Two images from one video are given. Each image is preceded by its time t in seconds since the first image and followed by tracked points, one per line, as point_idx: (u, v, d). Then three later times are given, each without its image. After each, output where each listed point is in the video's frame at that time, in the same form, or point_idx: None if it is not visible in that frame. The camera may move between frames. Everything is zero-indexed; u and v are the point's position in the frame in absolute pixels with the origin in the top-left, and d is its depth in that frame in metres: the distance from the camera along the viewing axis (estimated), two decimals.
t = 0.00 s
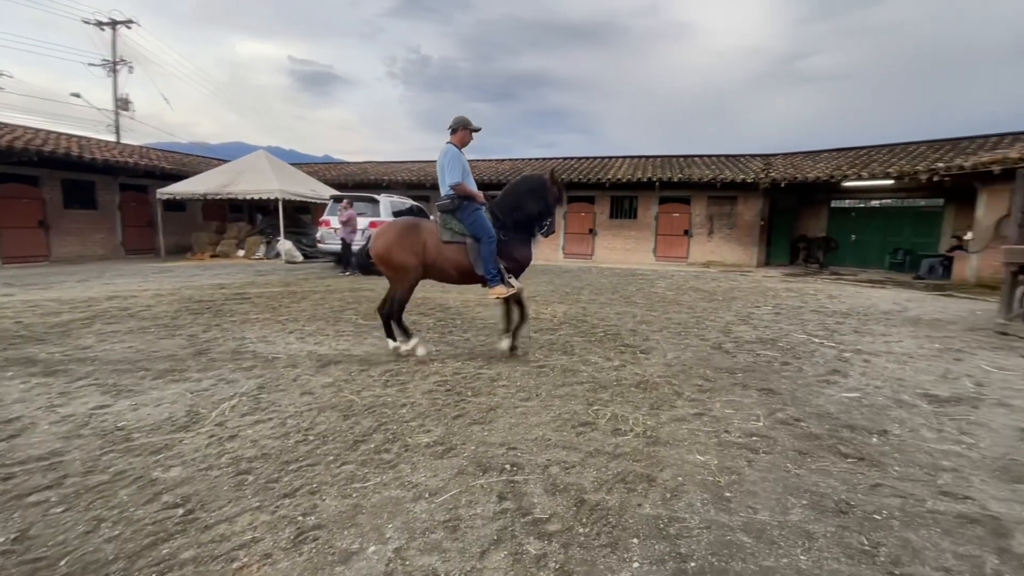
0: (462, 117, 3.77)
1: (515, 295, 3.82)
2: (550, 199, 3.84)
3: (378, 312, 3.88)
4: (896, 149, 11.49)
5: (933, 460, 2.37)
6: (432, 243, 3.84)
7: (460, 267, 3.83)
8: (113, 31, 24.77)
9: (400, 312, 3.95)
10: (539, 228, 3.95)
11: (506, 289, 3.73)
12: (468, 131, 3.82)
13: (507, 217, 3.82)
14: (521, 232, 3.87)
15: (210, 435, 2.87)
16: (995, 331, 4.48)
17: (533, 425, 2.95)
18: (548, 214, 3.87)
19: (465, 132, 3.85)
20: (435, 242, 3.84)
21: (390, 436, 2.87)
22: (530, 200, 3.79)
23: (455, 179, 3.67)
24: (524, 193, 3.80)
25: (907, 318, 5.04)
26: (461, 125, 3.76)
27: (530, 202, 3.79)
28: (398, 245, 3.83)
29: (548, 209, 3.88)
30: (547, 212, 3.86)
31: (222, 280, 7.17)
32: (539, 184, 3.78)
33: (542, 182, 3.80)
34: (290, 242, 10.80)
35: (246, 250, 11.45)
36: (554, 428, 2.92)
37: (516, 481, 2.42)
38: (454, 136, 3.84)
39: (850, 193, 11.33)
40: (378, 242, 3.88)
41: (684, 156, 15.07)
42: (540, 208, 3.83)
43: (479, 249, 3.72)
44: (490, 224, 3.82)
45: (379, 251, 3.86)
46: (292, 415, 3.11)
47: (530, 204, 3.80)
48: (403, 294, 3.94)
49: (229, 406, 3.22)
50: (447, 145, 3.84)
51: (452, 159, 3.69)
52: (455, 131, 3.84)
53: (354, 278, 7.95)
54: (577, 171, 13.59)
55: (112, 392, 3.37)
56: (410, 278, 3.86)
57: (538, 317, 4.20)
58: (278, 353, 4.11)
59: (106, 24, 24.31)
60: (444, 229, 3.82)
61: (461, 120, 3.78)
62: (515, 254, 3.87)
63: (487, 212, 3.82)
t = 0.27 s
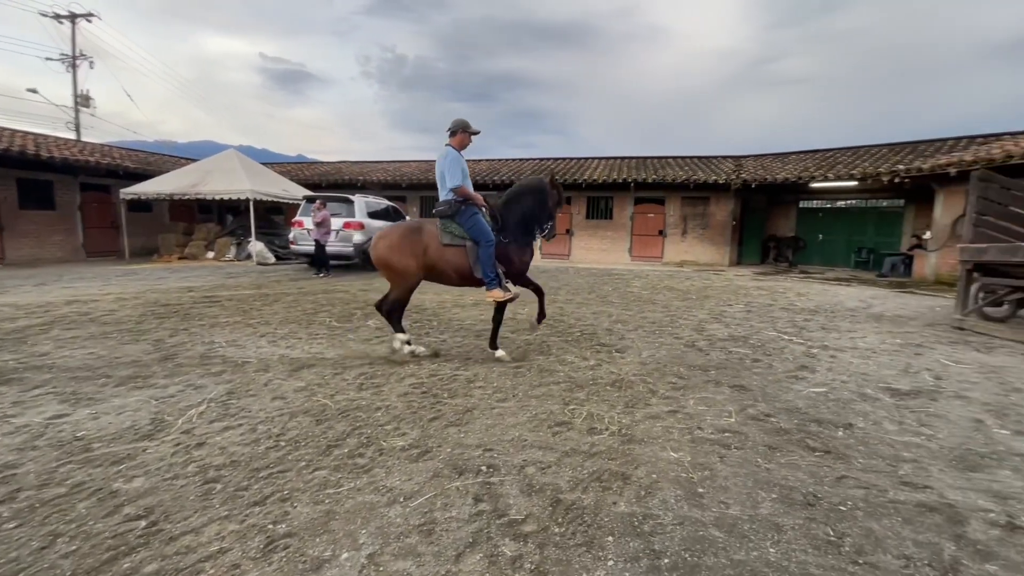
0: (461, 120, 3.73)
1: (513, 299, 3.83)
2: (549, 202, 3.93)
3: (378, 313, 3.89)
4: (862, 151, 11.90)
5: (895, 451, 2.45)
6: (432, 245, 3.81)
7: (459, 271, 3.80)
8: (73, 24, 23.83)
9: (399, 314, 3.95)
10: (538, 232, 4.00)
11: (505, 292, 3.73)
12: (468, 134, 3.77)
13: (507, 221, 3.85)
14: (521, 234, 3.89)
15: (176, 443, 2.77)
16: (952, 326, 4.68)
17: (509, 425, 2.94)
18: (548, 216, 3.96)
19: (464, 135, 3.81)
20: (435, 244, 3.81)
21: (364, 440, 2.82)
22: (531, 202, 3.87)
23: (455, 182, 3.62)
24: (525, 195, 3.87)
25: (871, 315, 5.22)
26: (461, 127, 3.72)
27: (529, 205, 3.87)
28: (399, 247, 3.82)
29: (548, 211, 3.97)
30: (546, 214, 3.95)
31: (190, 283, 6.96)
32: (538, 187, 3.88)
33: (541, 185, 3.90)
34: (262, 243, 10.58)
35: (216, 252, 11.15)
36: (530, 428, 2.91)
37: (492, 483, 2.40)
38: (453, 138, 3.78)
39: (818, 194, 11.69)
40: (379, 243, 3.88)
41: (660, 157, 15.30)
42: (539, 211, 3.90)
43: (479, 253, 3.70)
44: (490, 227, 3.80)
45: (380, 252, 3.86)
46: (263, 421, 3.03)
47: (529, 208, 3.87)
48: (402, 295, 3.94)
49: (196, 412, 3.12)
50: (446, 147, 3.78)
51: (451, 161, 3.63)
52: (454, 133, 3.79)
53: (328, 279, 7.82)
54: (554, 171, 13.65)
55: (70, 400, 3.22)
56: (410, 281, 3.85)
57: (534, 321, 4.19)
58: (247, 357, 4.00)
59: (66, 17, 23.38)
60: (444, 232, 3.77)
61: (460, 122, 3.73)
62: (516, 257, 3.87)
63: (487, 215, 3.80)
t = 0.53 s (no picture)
0: (464, 123, 3.73)
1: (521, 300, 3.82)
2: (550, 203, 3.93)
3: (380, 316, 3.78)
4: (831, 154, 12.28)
5: (863, 445, 2.52)
6: (438, 247, 3.76)
7: (466, 272, 3.78)
8: (34, 18, 22.92)
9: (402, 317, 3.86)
10: (541, 233, 4.00)
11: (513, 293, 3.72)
12: (470, 137, 3.78)
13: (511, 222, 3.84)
14: (527, 235, 3.88)
15: (143, 453, 2.66)
16: (916, 323, 4.86)
17: (488, 428, 2.93)
18: (551, 217, 3.95)
19: (466, 139, 3.82)
20: (443, 246, 3.77)
21: (341, 446, 2.76)
22: (534, 204, 3.86)
23: (461, 185, 3.62)
24: (528, 197, 3.87)
25: (840, 313, 5.38)
26: (464, 131, 3.72)
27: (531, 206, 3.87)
28: (407, 249, 3.71)
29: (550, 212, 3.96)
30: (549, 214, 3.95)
31: (159, 287, 6.76)
32: (538, 188, 3.89)
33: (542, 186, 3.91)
34: (235, 245, 10.36)
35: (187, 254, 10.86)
36: (509, 430, 2.90)
37: (470, 485, 2.37)
38: (457, 142, 3.80)
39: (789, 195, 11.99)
40: (384, 244, 3.76)
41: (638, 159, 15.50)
42: (541, 212, 3.90)
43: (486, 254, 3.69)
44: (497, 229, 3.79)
45: (386, 254, 3.72)
46: (235, 427, 2.94)
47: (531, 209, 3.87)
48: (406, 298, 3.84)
49: (165, 420, 3.01)
50: (450, 151, 3.79)
51: (456, 165, 3.64)
52: (456, 137, 3.80)
53: (304, 281, 7.70)
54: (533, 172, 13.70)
55: (29, 410, 3.08)
56: (416, 283, 3.77)
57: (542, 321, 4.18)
58: (219, 362, 3.89)
59: (27, 11, 22.49)
60: (451, 235, 3.75)
61: (464, 125, 3.75)
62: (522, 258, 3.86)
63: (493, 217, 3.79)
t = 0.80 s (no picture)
0: (470, 126, 3.75)
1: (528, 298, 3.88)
2: (556, 204, 3.94)
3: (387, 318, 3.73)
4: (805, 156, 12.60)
5: (836, 440, 2.58)
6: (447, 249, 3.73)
7: (474, 273, 3.78)
8: None
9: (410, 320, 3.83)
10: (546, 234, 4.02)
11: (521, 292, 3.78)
12: (476, 139, 3.79)
13: (515, 223, 3.87)
14: (531, 235, 3.92)
15: (112, 462, 2.54)
16: (886, 321, 5.00)
17: (469, 430, 2.90)
18: (556, 217, 3.97)
19: (472, 141, 3.83)
20: (451, 248, 3.75)
21: (319, 450, 2.68)
22: (539, 205, 3.87)
23: (466, 185, 3.61)
24: (534, 197, 3.87)
25: (814, 311, 5.51)
26: (470, 133, 3.74)
27: (537, 208, 3.88)
28: (416, 250, 3.69)
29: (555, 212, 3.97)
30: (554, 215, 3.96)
31: (130, 290, 6.56)
32: (545, 188, 3.88)
33: (549, 187, 3.90)
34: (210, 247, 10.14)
35: (160, 256, 10.57)
36: (490, 431, 2.88)
37: (451, 488, 2.33)
38: (462, 143, 3.79)
39: (765, 196, 12.24)
40: (393, 245, 3.72)
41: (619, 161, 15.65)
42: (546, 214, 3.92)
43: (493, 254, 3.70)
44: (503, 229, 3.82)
45: (394, 255, 3.69)
46: (210, 434, 2.85)
47: (536, 210, 3.88)
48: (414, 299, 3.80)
49: (135, 428, 2.90)
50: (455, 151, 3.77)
51: (462, 165, 3.63)
52: (462, 138, 3.80)
53: (282, 283, 7.56)
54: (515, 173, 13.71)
55: None
56: (424, 285, 3.74)
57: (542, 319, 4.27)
58: (193, 367, 3.79)
59: None
60: (458, 236, 3.74)
61: (470, 126, 3.74)
62: (526, 258, 3.91)
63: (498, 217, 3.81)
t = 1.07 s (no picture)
0: (478, 128, 3.77)
1: (542, 297, 3.89)
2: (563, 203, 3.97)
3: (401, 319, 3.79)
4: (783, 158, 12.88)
5: (813, 436, 2.64)
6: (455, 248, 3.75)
7: (486, 273, 3.79)
8: None
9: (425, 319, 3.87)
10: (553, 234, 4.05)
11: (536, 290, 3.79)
12: (483, 141, 3.82)
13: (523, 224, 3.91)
14: (539, 235, 3.94)
15: (82, 470, 2.43)
16: (860, 318, 5.13)
17: (452, 431, 2.87)
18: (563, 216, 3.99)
19: (479, 143, 3.85)
20: (460, 247, 3.76)
21: (299, 454, 2.61)
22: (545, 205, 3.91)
23: (476, 186, 3.63)
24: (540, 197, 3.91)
25: (792, 309, 5.62)
26: (478, 135, 3.76)
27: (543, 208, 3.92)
28: (425, 252, 3.73)
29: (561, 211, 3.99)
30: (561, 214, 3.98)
31: (103, 293, 6.38)
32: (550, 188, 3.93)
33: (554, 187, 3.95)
34: (187, 248, 9.92)
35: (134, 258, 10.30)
36: (473, 432, 2.86)
37: (434, 490, 2.29)
38: (470, 146, 3.82)
39: (745, 197, 12.46)
40: (402, 249, 3.79)
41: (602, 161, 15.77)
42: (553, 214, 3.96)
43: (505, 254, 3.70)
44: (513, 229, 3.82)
45: (405, 258, 3.76)
46: (186, 439, 2.75)
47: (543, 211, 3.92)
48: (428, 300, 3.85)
49: (108, 434, 2.79)
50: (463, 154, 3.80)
51: (471, 167, 3.65)
52: (468, 142, 3.83)
53: (262, 284, 7.44)
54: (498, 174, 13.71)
55: None
56: (436, 285, 3.77)
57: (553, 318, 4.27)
58: (168, 371, 3.69)
59: None
60: (468, 237, 3.75)
61: (477, 130, 3.79)
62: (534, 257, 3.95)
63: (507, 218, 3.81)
